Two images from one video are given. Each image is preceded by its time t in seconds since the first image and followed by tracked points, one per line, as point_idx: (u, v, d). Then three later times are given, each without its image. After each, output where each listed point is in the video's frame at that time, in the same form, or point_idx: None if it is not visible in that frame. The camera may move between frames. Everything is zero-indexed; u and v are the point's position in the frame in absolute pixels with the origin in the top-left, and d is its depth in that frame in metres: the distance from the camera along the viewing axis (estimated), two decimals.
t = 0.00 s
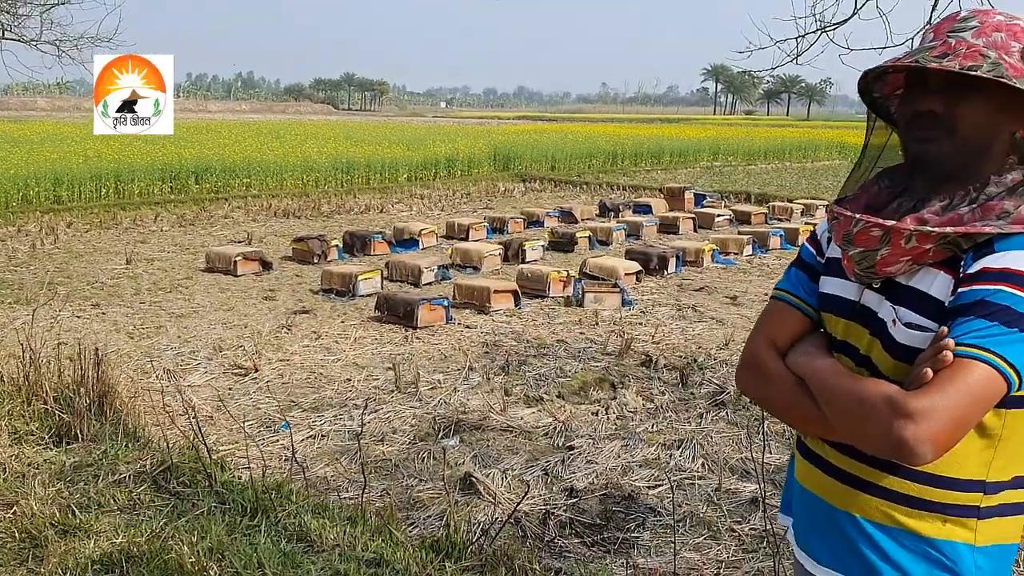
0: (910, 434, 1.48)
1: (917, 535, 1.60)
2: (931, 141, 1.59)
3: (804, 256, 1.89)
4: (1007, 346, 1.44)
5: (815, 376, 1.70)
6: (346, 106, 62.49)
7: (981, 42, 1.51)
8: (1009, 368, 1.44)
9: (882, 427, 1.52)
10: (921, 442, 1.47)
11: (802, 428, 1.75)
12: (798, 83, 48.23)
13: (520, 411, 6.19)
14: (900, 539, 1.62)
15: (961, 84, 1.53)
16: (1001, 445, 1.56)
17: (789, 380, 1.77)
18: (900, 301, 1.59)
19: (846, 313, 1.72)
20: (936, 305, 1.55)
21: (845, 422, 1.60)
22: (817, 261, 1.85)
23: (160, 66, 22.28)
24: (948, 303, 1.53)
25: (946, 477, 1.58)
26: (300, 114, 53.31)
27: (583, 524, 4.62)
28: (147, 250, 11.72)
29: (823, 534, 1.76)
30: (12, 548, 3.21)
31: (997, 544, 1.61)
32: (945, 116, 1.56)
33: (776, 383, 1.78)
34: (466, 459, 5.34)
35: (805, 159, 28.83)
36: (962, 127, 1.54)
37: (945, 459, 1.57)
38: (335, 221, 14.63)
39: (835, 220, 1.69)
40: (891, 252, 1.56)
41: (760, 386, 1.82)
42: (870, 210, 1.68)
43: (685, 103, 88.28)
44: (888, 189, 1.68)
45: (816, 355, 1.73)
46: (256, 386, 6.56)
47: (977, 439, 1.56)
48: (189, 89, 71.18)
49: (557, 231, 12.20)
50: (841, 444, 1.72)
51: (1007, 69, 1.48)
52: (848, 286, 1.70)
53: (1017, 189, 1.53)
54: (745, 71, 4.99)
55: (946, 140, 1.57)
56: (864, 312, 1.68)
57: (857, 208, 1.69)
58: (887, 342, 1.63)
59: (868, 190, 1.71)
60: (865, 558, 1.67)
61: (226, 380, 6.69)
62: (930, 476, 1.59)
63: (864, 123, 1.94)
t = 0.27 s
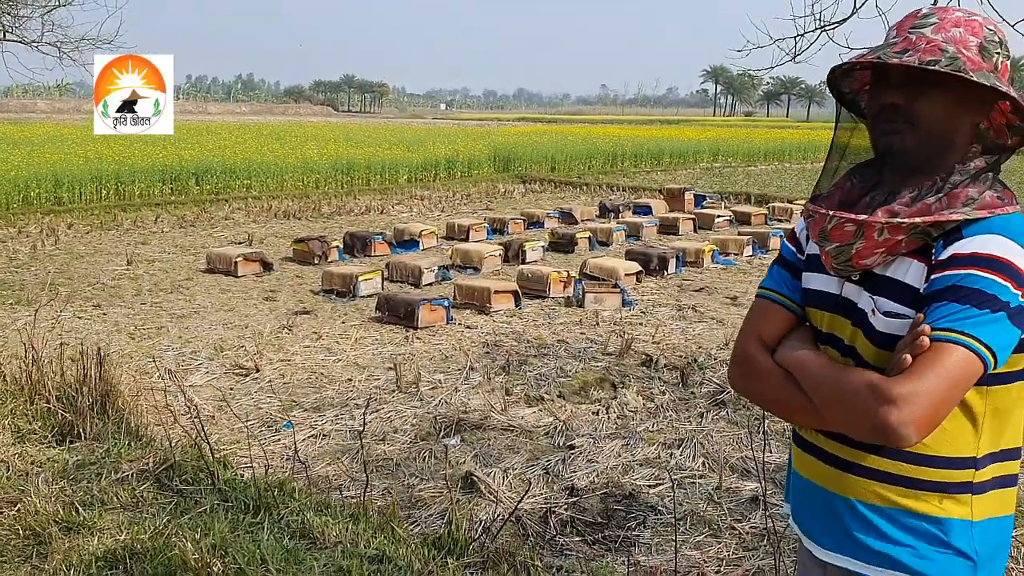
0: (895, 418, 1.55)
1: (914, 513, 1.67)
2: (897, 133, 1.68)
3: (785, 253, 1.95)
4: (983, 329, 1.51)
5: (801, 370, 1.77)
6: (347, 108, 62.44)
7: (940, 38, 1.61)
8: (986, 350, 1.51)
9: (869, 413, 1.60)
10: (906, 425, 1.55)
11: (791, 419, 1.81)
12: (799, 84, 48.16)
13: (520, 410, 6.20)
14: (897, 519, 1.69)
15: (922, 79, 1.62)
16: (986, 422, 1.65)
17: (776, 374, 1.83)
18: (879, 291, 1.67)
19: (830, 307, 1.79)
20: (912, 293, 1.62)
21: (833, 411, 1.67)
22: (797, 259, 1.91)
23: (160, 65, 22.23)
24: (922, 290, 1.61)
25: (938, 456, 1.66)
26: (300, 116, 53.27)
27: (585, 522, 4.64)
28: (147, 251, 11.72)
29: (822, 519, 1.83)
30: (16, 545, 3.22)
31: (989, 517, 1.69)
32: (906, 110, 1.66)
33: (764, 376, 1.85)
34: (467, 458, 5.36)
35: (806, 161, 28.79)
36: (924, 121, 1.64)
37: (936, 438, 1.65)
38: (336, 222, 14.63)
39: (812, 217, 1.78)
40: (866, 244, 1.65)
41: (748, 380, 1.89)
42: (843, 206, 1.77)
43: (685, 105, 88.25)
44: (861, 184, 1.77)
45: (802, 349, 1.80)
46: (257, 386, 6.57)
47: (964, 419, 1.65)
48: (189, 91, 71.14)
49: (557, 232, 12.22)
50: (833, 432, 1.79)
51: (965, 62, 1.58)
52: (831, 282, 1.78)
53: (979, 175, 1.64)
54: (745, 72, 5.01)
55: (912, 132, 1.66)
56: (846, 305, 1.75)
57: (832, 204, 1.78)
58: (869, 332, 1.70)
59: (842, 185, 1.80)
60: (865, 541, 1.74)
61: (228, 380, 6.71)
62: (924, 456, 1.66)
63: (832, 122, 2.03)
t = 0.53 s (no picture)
0: (888, 404, 1.58)
1: (915, 507, 1.71)
2: (900, 138, 1.74)
3: (800, 252, 2.01)
4: (979, 318, 1.54)
5: (805, 361, 1.80)
6: (347, 109, 62.47)
7: (943, 39, 1.65)
8: (982, 339, 1.54)
9: (863, 398, 1.62)
10: (899, 410, 1.57)
11: (796, 410, 1.85)
12: (799, 85, 48.17)
13: (522, 409, 6.24)
14: (899, 513, 1.72)
15: (923, 80, 1.67)
16: (988, 422, 1.68)
17: (782, 365, 1.87)
18: (882, 284, 1.71)
19: (837, 301, 1.84)
20: (914, 284, 1.66)
21: (831, 398, 1.71)
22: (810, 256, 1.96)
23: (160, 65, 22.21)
24: (923, 282, 1.64)
25: (939, 451, 1.69)
26: (301, 118, 53.30)
27: (586, 519, 4.67)
28: (149, 252, 11.75)
29: (826, 513, 1.86)
30: (24, 540, 3.26)
31: (990, 516, 1.71)
32: (910, 110, 1.70)
33: (769, 367, 1.89)
34: (469, 456, 5.39)
35: (806, 162, 28.83)
36: (927, 121, 1.68)
37: (938, 435, 1.68)
38: (337, 223, 14.67)
39: (819, 214, 1.84)
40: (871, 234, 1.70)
41: (756, 372, 1.94)
42: (853, 204, 1.83)
43: (686, 106, 88.30)
44: (869, 183, 1.83)
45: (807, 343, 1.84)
46: (260, 386, 6.60)
47: (964, 414, 1.68)
48: (190, 93, 71.16)
49: (558, 232, 12.25)
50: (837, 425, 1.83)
51: (966, 62, 1.61)
52: (838, 277, 1.83)
53: (983, 170, 1.68)
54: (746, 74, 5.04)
55: (915, 134, 1.71)
56: (852, 299, 1.79)
57: (839, 203, 1.84)
58: (872, 324, 1.74)
59: (849, 186, 1.86)
60: (868, 534, 1.77)
61: (230, 379, 6.74)
62: (925, 452, 1.69)
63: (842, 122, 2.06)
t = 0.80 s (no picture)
0: (908, 404, 1.53)
1: (934, 514, 1.62)
2: (929, 131, 1.68)
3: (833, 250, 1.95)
4: (1007, 323, 1.49)
5: (831, 359, 1.75)
6: (347, 111, 62.64)
7: (986, 36, 1.59)
8: (1010, 344, 1.49)
9: (884, 396, 1.57)
10: (920, 411, 1.52)
11: (819, 409, 1.79)
12: (799, 87, 48.34)
13: (525, 409, 6.29)
14: (919, 518, 1.64)
15: (961, 73, 1.61)
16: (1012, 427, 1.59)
17: (809, 363, 1.82)
18: (912, 284, 1.65)
19: (865, 300, 1.78)
20: (943, 287, 1.60)
21: (853, 396, 1.66)
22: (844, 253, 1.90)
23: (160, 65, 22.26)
24: (954, 284, 1.59)
25: (962, 456, 1.60)
26: (301, 119, 53.45)
27: (591, 516, 4.72)
28: (153, 252, 11.83)
29: (847, 516, 1.78)
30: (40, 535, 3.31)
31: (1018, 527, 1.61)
32: (946, 105, 1.64)
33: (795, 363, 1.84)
34: (474, 455, 5.44)
35: (806, 163, 28.96)
36: (959, 117, 1.62)
37: (961, 439, 1.60)
38: (339, 224, 14.75)
39: (852, 210, 1.79)
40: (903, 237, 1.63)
41: (782, 368, 1.88)
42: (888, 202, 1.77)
43: (685, 108, 88.59)
44: (906, 184, 1.76)
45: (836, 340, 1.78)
46: (265, 385, 6.65)
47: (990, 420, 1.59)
48: (190, 94, 71.28)
49: (560, 233, 12.31)
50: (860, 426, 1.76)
51: (1007, 59, 1.55)
52: (867, 275, 1.77)
53: None
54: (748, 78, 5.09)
55: (945, 132, 1.65)
56: (881, 299, 1.74)
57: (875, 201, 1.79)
58: (900, 325, 1.68)
59: (885, 187, 1.80)
60: (888, 540, 1.69)
61: (236, 379, 6.79)
62: (949, 456, 1.61)
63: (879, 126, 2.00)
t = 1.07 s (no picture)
0: (922, 398, 1.54)
1: (957, 500, 1.58)
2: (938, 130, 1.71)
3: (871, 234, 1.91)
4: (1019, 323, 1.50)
5: (856, 346, 1.75)
6: (349, 110, 62.78)
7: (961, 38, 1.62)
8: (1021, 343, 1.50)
9: (902, 390, 1.58)
10: (936, 405, 1.52)
11: (851, 394, 1.78)
12: (800, 88, 48.46)
13: (532, 404, 6.37)
14: (941, 505, 1.60)
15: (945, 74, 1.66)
16: None
17: (840, 347, 1.81)
18: (937, 278, 1.64)
19: (894, 288, 1.76)
20: (965, 283, 1.60)
21: (877, 387, 1.66)
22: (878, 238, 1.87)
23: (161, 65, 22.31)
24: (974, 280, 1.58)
25: (985, 444, 1.56)
26: (303, 119, 53.57)
27: (599, 509, 4.80)
28: (159, 251, 11.93)
29: (871, 499, 1.75)
30: (65, 522, 3.39)
31: None
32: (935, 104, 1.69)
33: (828, 348, 1.83)
34: (482, 449, 5.52)
35: (807, 163, 29.08)
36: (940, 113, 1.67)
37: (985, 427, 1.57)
38: (343, 223, 14.85)
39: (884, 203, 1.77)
40: (923, 222, 1.63)
41: (817, 351, 1.87)
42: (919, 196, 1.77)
43: (686, 108, 88.73)
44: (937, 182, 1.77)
45: (862, 324, 1.77)
46: (275, 381, 6.73)
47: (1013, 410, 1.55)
48: (192, 94, 71.38)
49: (563, 232, 12.39)
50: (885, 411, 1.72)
51: (956, 56, 1.59)
52: (898, 265, 1.74)
53: None
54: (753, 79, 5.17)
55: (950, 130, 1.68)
56: (910, 289, 1.71)
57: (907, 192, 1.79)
58: (924, 318, 1.67)
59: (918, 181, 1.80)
60: (913, 524, 1.65)
61: (245, 374, 6.87)
62: (974, 444, 1.57)
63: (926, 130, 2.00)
